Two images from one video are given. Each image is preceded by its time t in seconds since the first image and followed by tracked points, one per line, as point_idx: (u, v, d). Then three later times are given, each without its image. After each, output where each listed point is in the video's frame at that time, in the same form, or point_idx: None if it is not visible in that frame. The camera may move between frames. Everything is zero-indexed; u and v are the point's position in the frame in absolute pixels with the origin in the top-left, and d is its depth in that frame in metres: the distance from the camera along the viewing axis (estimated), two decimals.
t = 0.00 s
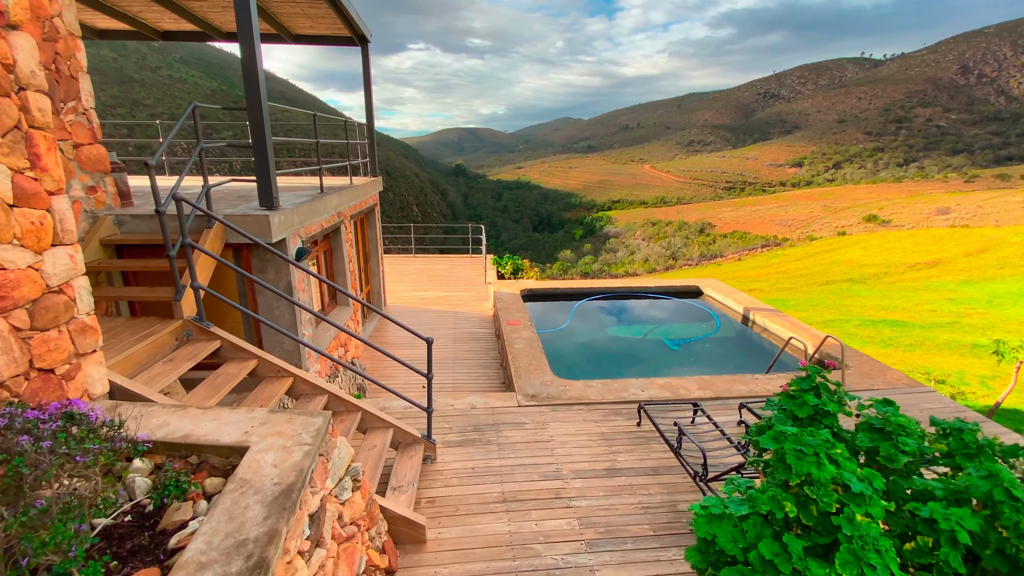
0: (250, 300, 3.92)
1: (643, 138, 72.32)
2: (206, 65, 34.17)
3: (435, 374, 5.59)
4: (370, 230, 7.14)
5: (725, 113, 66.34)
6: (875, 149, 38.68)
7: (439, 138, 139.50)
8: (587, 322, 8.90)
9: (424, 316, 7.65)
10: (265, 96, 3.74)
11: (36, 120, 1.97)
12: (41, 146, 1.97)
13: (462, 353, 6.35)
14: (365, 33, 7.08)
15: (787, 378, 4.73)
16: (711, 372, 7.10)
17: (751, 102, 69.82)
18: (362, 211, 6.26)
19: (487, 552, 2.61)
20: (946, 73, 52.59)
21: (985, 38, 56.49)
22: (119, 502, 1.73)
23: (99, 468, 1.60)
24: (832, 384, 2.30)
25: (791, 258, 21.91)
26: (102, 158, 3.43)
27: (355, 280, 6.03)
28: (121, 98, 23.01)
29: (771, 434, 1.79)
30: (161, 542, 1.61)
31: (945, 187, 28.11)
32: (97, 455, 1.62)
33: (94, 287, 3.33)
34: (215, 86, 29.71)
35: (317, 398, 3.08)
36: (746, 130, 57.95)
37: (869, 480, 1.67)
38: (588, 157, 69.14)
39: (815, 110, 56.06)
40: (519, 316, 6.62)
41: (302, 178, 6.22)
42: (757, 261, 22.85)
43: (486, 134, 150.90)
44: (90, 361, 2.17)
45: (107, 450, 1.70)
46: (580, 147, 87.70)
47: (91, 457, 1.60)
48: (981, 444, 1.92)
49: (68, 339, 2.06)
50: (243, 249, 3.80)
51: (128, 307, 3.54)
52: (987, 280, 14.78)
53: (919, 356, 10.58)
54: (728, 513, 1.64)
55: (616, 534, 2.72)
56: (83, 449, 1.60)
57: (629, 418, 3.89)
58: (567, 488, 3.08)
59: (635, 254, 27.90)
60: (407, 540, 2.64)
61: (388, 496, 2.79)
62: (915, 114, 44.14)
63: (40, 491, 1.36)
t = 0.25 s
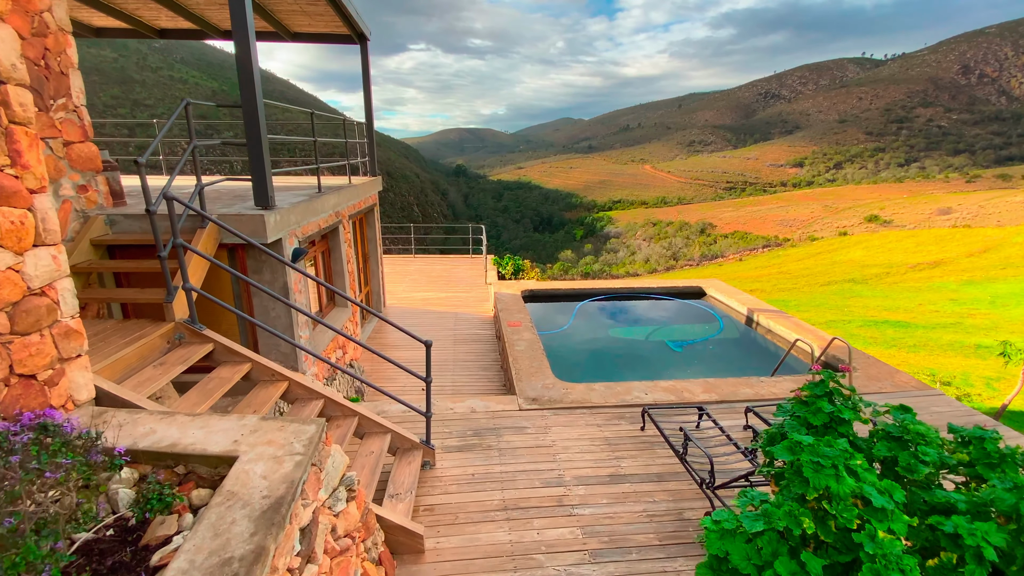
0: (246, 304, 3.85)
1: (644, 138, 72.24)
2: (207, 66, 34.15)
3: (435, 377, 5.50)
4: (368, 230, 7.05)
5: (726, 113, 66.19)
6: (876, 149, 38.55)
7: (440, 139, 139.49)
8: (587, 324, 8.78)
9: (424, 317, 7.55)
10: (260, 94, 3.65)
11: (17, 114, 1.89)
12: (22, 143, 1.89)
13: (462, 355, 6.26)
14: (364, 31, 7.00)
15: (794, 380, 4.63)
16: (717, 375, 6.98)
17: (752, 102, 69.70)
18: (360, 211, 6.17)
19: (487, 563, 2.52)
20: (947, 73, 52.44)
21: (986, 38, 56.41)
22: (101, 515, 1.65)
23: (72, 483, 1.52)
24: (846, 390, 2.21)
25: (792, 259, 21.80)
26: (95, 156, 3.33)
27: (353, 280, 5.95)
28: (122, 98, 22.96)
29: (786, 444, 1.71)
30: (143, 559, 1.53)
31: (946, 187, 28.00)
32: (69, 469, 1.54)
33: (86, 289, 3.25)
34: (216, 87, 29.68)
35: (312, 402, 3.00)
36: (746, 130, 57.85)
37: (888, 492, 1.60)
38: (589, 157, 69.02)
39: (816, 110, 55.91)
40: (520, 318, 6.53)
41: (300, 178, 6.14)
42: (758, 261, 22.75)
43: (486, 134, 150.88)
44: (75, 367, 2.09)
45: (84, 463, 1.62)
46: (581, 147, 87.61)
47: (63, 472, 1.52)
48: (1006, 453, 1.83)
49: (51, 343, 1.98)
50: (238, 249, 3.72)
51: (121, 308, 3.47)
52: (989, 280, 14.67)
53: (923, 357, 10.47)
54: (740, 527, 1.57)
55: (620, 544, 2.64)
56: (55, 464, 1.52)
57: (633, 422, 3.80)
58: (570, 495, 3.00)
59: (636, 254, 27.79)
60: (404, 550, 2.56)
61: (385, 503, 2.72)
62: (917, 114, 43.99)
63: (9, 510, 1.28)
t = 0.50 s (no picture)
0: (241, 306, 3.78)
1: (645, 138, 72.19)
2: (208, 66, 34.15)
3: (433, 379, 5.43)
4: (367, 230, 6.99)
5: (726, 113, 66.11)
6: (876, 149, 38.44)
7: (440, 139, 139.55)
8: (588, 325, 8.71)
9: (423, 318, 7.50)
10: (255, 92, 3.59)
11: None
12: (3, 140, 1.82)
13: (462, 357, 6.19)
14: (362, 30, 6.95)
15: (797, 383, 4.56)
16: (720, 377, 6.91)
17: (752, 102, 69.59)
18: (358, 211, 6.10)
19: (486, 572, 2.45)
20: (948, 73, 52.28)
21: (986, 37, 56.23)
22: (82, 528, 1.59)
23: (44, 497, 1.46)
24: (856, 396, 2.14)
25: (794, 259, 21.70)
26: (87, 155, 3.26)
27: (351, 282, 5.89)
28: (122, 98, 22.93)
29: (798, 455, 1.64)
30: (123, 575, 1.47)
31: (947, 187, 27.90)
32: (42, 483, 1.47)
33: (77, 290, 3.19)
34: (216, 87, 29.64)
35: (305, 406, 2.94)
36: (747, 131, 57.76)
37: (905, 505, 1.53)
38: (589, 157, 68.97)
39: (817, 110, 55.80)
40: (520, 319, 6.46)
41: (297, 178, 6.08)
42: (759, 261, 22.68)
43: (487, 135, 150.92)
44: (60, 371, 2.02)
45: (57, 476, 1.55)
46: (581, 147, 87.58)
47: (35, 486, 1.45)
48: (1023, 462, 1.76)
49: (34, 347, 1.91)
50: (233, 251, 3.65)
51: (113, 309, 3.41)
52: (991, 280, 14.57)
53: (926, 359, 10.38)
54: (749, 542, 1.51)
55: (623, 552, 2.57)
56: (27, 477, 1.44)
57: (635, 426, 3.73)
58: (570, 501, 2.93)
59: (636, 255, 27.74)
60: (401, 559, 2.49)
61: (381, 510, 2.65)
62: (917, 114, 43.86)
63: None
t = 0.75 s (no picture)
0: (236, 308, 3.71)
1: (646, 138, 72.12)
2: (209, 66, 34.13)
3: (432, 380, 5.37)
4: (365, 230, 6.92)
5: (727, 113, 66.01)
6: (878, 149, 38.31)
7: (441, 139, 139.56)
8: (588, 325, 8.62)
9: (423, 319, 7.43)
10: (250, 89, 3.53)
11: None
12: None
13: (461, 358, 6.13)
14: (362, 28, 6.90)
15: (802, 385, 4.49)
16: (724, 378, 6.85)
17: (753, 102, 69.47)
18: (356, 211, 6.04)
19: None
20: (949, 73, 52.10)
21: (987, 37, 56.10)
22: (62, 539, 1.53)
23: (16, 508, 1.41)
24: (866, 401, 2.07)
25: (795, 259, 21.61)
26: (78, 153, 3.19)
27: (349, 282, 5.82)
28: (123, 98, 22.90)
29: (809, 463, 1.57)
30: None
31: (949, 188, 27.78)
32: (10, 495, 1.43)
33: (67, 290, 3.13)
34: (217, 87, 29.62)
35: (299, 410, 2.88)
36: (748, 131, 57.66)
37: (922, 514, 1.46)
38: (590, 157, 68.91)
39: (818, 110, 55.67)
40: (521, 319, 6.40)
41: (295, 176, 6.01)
42: (760, 261, 22.60)
43: (488, 135, 150.94)
44: (44, 375, 1.96)
45: (28, 487, 1.53)
46: (582, 147, 87.54)
47: (3, 498, 1.42)
48: None
49: (16, 350, 1.84)
50: (228, 251, 3.59)
51: (106, 310, 3.36)
52: (993, 280, 14.48)
53: (929, 359, 10.29)
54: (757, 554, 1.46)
55: (625, 560, 2.50)
56: None
57: (637, 429, 3.67)
58: (572, 507, 2.86)
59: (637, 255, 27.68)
60: (397, 566, 2.43)
61: (377, 516, 2.59)
62: (919, 114, 43.72)
63: None
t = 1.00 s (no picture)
0: (231, 308, 3.64)
1: (647, 138, 72.06)
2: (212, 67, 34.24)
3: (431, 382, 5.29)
4: (364, 229, 6.85)
5: (729, 113, 65.88)
6: (880, 149, 38.15)
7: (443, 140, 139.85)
8: (589, 325, 8.54)
9: (422, 319, 7.37)
10: (245, 84, 3.45)
11: None
12: None
13: (461, 358, 6.05)
14: (361, 24, 6.82)
15: (807, 386, 4.41)
16: (728, 379, 6.77)
17: (755, 103, 69.32)
18: (355, 209, 5.96)
19: None
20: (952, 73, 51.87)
21: (989, 36, 55.86)
22: (40, 547, 1.46)
23: None
24: (880, 404, 2.00)
25: (797, 259, 21.50)
26: (69, 149, 3.11)
27: (348, 281, 5.75)
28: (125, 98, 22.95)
29: (825, 469, 1.52)
30: None
31: (951, 188, 27.67)
32: None
33: (58, 288, 3.06)
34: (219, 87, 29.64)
35: (294, 411, 2.81)
36: (750, 131, 57.54)
37: (941, 521, 1.42)
38: (592, 158, 68.83)
39: (819, 110, 55.51)
40: (522, 319, 6.32)
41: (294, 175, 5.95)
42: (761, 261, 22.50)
43: (489, 135, 151.07)
44: (26, 375, 1.89)
45: None
46: (583, 147, 87.50)
47: None
48: None
49: None
50: (223, 250, 3.51)
51: (98, 309, 3.29)
52: (997, 280, 14.31)
53: (933, 359, 10.18)
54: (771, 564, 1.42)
55: (628, 566, 2.43)
56: None
57: (639, 431, 3.59)
58: (573, 511, 2.79)
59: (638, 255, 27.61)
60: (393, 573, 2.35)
61: (373, 521, 2.52)
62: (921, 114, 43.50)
63: None
